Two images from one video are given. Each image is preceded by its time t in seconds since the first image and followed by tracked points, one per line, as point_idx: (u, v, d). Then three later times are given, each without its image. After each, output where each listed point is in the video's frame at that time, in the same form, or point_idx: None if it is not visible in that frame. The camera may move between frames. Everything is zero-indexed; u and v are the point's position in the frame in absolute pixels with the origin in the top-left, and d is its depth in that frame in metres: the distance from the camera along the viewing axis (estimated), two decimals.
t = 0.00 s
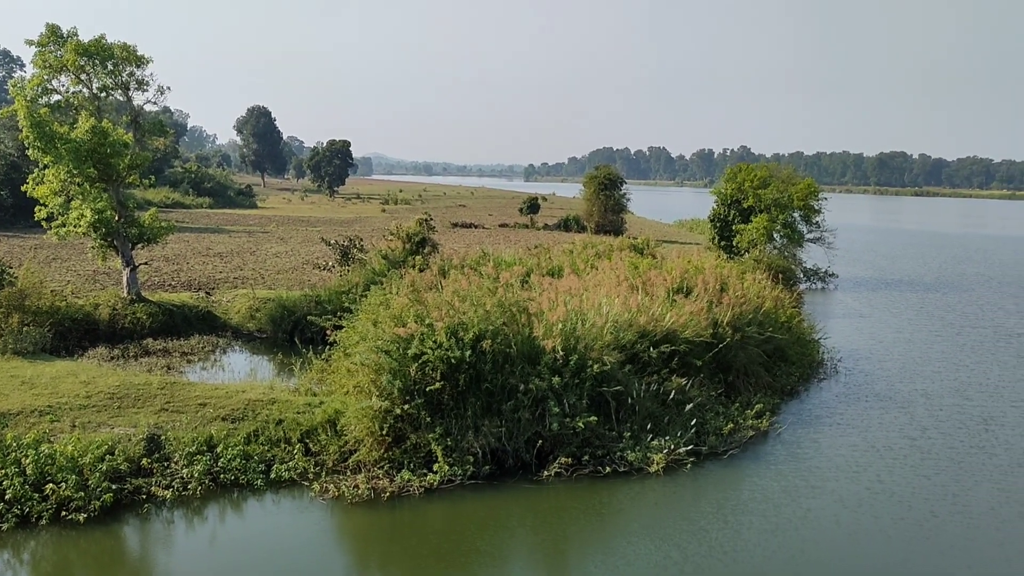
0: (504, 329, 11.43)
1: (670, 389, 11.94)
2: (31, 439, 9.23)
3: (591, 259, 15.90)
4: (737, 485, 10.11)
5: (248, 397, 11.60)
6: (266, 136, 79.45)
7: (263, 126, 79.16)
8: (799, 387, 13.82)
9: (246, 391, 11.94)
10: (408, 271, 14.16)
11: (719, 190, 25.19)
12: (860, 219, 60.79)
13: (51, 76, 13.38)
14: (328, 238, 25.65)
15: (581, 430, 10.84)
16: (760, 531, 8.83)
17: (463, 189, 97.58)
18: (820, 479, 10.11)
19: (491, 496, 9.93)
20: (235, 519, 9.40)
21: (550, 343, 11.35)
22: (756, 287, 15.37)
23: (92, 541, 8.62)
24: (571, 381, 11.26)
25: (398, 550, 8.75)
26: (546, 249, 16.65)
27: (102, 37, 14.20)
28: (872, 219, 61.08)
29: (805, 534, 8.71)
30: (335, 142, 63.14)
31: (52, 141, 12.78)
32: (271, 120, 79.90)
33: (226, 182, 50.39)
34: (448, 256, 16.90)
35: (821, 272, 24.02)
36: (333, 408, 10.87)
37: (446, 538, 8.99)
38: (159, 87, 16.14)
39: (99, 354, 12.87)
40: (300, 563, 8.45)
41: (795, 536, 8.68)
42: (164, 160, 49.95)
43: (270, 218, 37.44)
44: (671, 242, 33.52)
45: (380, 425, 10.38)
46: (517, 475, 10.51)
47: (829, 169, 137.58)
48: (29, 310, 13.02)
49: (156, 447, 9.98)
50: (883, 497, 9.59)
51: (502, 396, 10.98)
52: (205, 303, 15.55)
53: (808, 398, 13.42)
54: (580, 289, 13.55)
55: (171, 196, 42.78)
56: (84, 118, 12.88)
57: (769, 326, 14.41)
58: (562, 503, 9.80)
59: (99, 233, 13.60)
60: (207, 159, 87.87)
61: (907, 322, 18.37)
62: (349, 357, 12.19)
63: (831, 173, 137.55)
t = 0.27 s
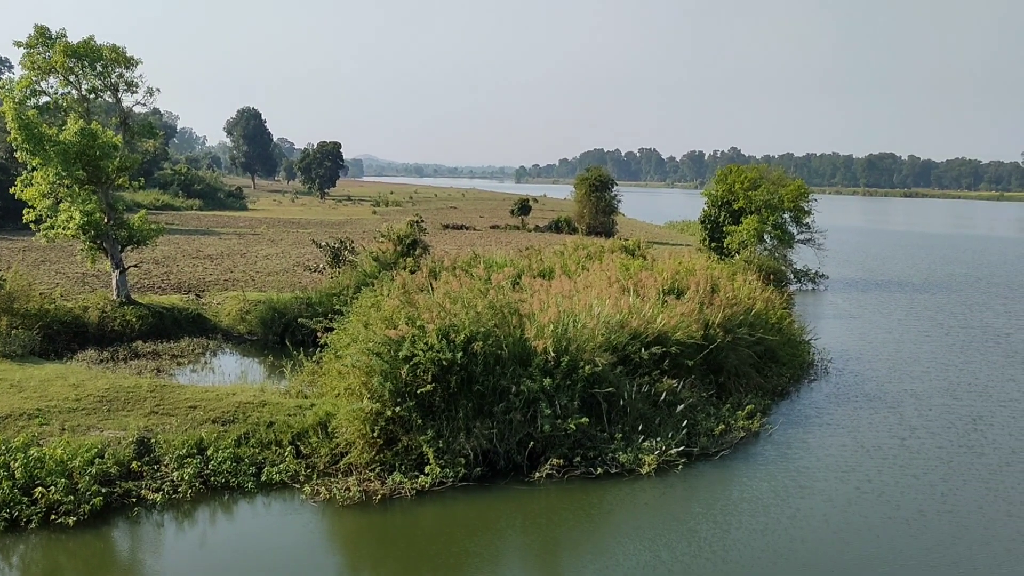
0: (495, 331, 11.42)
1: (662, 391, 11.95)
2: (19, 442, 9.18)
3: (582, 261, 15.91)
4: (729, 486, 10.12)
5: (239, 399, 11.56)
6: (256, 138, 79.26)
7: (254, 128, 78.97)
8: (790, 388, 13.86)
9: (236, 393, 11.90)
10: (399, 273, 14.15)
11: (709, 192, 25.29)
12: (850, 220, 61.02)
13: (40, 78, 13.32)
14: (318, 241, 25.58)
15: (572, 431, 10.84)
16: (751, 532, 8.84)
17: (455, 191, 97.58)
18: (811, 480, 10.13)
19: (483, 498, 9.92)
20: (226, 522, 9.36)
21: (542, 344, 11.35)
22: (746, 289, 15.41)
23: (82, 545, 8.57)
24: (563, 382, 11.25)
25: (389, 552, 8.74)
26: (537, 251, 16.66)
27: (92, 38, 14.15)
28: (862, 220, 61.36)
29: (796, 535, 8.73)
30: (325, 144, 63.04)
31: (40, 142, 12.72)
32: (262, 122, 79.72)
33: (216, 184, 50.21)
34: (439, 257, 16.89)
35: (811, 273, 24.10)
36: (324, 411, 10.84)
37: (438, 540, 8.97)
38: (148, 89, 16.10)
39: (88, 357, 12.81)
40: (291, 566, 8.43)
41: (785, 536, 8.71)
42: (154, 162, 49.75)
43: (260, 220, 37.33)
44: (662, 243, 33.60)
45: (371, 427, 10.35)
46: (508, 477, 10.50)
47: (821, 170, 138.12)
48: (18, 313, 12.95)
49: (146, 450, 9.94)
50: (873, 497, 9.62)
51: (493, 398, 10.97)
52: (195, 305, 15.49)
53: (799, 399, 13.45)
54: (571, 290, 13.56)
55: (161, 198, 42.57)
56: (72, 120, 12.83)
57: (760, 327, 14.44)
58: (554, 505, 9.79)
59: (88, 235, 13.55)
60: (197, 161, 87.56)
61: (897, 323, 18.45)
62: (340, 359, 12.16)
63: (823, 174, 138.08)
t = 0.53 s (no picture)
0: (490, 332, 11.42)
1: (656, 392, 11.96)
2: (13, 445, 9.17)
3: (577, 262, 15.94)
4: (723, 488, 10.13)
5: (233, 401, 11.55)
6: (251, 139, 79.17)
7: (248, 129, 78.91)
8: (784, 389, 13.88)
9: (231, 395, 11.90)
10: (395, 274, 14.16)
11: (704, 193, 25.39)
12: (845, 222, 61.17)
13: (34, 79, 13.30)
14: (313, 242, 25.56)
15: (567, 433, 10.85)
16: (746, 533, 8.85)
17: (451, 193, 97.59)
18: (805, 481, 10.15)
19: (477, 500, 9.92)
20: (220, 524, 9.35)
21: (537, 346, 11.36)
22: (741, 290, 15.43)
23: (76, 547, 8.56)
24: (558, 384, 11.26)
25: (384, 554, 8.74)
26: (532, 252, 16.69)
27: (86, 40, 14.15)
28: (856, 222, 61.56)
29: (790, 536, 8.74)
30: (320, 146, 62.99)
31: (34, 143, 12.70)
32: (256, 124, 79.64)
33: (210, 185, 50.13)
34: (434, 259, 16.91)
35: (805, 275, 24.14)
36: (319, 412, 10.84)
37: (433, 542, 8.96)
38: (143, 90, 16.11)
39: (82, 358, 12.79)
40: (286, 567, 8.42)
41: (779, 537, 8.72)
42: (148, 164, 49.66)
43: (254, 222, 37.29)
44: (657, 244, 33.66)
45: (366, 428, 10.35)
46: (503, 479, 10.51)
47: (817, 171, 138.41)
48: (11, 315, 12.93)
49: (140, 452, 9.92)
50: (867, 498, 9.63)
51: (488, 399, 10.97)
52: (189, 307, 15.48)
53: (793, 400, 13.48)
54: (566, 292, 13.57)
55: (156, 200, 42.47)
56: (67, 121, 12.81)
57: (755, 329, 14.48)
58: (549, 507, 9.79)
59: (83, 236, 13.53)
60: (193, 162, 87.44)
61: (891, 324, 18.49)
62: (335, 360, 12.16)
63: (819, 176, 138.35)
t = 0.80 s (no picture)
0: (487, 333, 11.42)
1: (652, 394, 11.96)
2: (8, 445, 9.15)
3: (574, 263, 15.95)
4: (719, 489, 10.14)
5: (229, 402, 11.53)
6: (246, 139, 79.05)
7: (244, 129, 78.80)
8: (780, 391, 13.90)
9: (226, 396, 11.88)
10: (391, 276, 14.15)
11: (701, 195, 25.48)
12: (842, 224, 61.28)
13: (30, 79, 13.28)
14: (309, 243, 25.53)
15: (563, 434, 10.85)
16: (742, 535, 8.85)
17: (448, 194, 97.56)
18: (801, 482, 10.16)
19: (473, 501, 9.92)
20: (216, 525, 9.33)
21: (533, 347, 11.36)
22: (737, 292, 15.45)
23: (71, 548, 8.54)
24: (554, 385, 11.25)
25: (379, 555, 8.73)
26: (529, 254, 16.70)
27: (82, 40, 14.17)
28: (853, 224, 61.64)
29: (786, 537, 8.74)
30: (316, 146, 62.93)
31: (30, 143, 12.70)
32: (251, 125, 79.52)
33: (206, 186, 50.06)
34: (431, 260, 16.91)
35: (801, 277, 24.17)
36: (315, 414, 10.83)
37: (428, 544, 8.95)
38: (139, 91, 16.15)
39: (78, 359, 12.78)
40: (281, 568, 8.41)
41: (775, 539, 8.72)
42: (144, 164, 49.59)
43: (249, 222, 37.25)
44: (653, 246, 33.70)
45: (362, 429, 10.34)
46: (499, 480, 10.51)
47: (814, 173, 138.58)
48: (7, 315, 12.91)
49: (136, 452, 9.91)
50: (862, 499, 9.64)
51: (484, 400, 10.97)
52: (185, 307, 15.46)
53: (789, 402, 13.49)
54: (563, 293, 13.57)
55: (151, 200, 42.41)
56: (63, 121, 12.80)
57: (750, 331, 14.49)
58: (545, 508, 9.79)
59: (78, 236, 13.52)
60: (188, 163, 87.29)
61: (886, 326, 18.52)
62: (331, 361, 12.15)
63: (817, 177, 138.52)
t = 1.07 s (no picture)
0: (481, 334, 11.42)
1: (647, 395, 11.97)
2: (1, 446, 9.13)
3: (569, 264, 15.96)
4: (713, 490, 10.14)
5: (224, 402, 11.51)
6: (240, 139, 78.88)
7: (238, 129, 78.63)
8: (774, 392, 13.92)
9: (221, 396, 11.86)
10: (386, 276, 14.13)
11: (696, 196, 25.53)
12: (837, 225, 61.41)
13: (24, 78, 13.23)
14: (303, 243, 25.50)
15: (558, 435, 10.84)
16: (736, 536, 8.85)
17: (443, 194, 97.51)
18: (795, 483, 10.17)
19: (467, 502, 9.91)
20: (210, 526, 9.32)
21: (528, 348, 11.36)
22: (731, 293, 15.47)
23: (65, 549, 8.52)
24: (549, 386, 11.25)
25: (374, 556, 8.73)
26: (524, 254, 16.69)
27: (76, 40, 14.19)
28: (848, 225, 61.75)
29: (780, 538, 8.74)
30: (311, 146, 62.83)
31: (24, 143, 12.68)
32: (245, 124, 79.35)
33: (201, 185, 49.96)
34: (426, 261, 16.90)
35: (796, 278, 24.20)
36: (309, 414, 10.81)
37: (423, 544, 8.94)
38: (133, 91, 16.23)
39: (71, 359, 12.75)
40: (275, 569, 8.41)
41: (769, 539, 8.73)
42: (138, 164, 49.48)
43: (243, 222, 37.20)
44: (649, 247, 33.72)
45: (357, 430, 10.33)
46: (493, 481, 10.50)
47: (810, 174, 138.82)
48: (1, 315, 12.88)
49: (129, 453, 9.89)
50: (856, 500, 9.66)
51: (479, 401, 10.96)
52: (179, 308, 15.44)
53: (783, 403, 13.51)
54: (558, 294, 13.58)
55: (146, 200, 42.31)
56: (56, 121, 12.74)
57: (745, 331, 14.51)
58: (540, 509, 9.79)
59: (72, 236, 13.49)
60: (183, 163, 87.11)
61: (881, 327, 18.55)
62: (326, 362, 12.14)
63: (813, 178, 138.75)
